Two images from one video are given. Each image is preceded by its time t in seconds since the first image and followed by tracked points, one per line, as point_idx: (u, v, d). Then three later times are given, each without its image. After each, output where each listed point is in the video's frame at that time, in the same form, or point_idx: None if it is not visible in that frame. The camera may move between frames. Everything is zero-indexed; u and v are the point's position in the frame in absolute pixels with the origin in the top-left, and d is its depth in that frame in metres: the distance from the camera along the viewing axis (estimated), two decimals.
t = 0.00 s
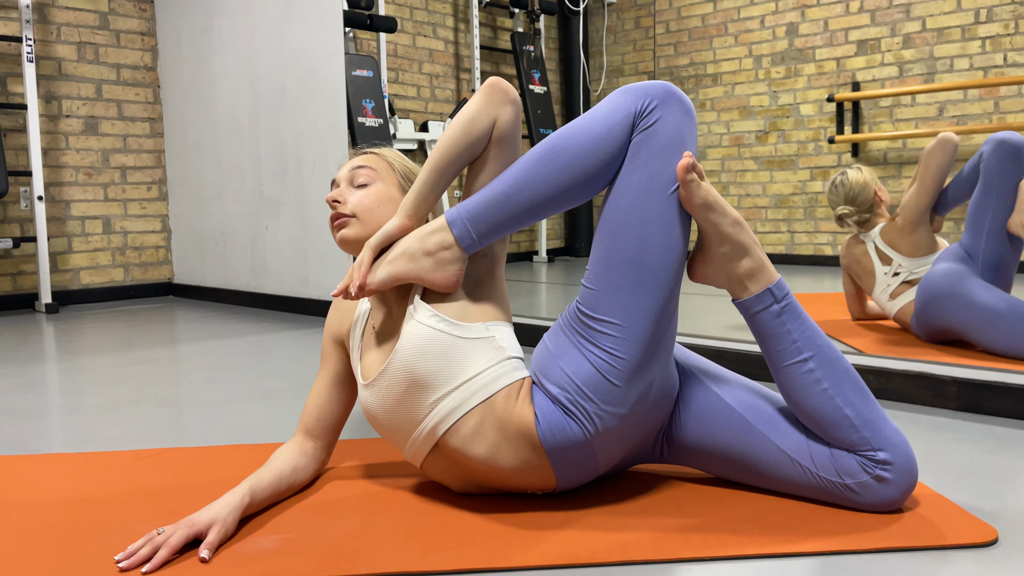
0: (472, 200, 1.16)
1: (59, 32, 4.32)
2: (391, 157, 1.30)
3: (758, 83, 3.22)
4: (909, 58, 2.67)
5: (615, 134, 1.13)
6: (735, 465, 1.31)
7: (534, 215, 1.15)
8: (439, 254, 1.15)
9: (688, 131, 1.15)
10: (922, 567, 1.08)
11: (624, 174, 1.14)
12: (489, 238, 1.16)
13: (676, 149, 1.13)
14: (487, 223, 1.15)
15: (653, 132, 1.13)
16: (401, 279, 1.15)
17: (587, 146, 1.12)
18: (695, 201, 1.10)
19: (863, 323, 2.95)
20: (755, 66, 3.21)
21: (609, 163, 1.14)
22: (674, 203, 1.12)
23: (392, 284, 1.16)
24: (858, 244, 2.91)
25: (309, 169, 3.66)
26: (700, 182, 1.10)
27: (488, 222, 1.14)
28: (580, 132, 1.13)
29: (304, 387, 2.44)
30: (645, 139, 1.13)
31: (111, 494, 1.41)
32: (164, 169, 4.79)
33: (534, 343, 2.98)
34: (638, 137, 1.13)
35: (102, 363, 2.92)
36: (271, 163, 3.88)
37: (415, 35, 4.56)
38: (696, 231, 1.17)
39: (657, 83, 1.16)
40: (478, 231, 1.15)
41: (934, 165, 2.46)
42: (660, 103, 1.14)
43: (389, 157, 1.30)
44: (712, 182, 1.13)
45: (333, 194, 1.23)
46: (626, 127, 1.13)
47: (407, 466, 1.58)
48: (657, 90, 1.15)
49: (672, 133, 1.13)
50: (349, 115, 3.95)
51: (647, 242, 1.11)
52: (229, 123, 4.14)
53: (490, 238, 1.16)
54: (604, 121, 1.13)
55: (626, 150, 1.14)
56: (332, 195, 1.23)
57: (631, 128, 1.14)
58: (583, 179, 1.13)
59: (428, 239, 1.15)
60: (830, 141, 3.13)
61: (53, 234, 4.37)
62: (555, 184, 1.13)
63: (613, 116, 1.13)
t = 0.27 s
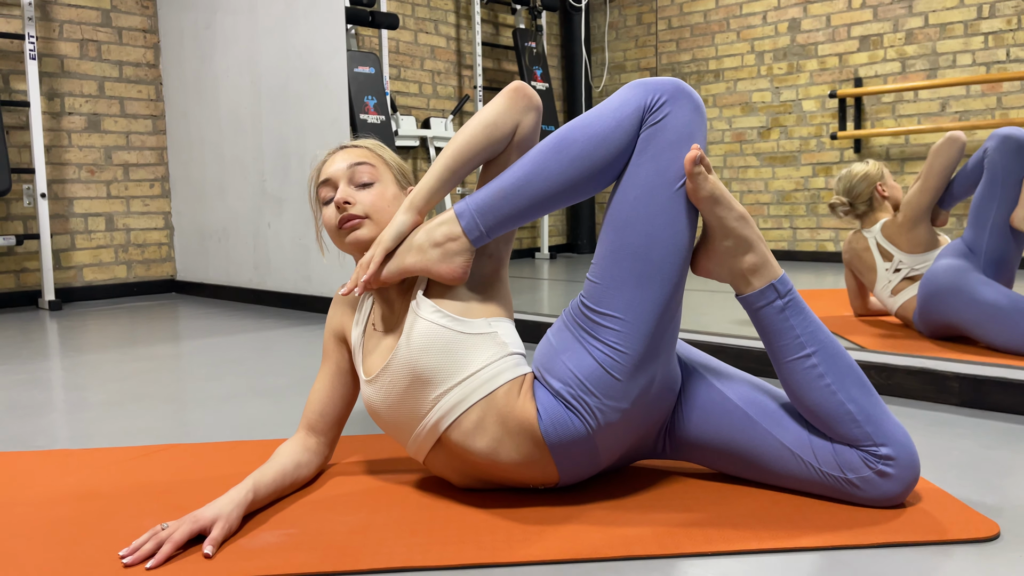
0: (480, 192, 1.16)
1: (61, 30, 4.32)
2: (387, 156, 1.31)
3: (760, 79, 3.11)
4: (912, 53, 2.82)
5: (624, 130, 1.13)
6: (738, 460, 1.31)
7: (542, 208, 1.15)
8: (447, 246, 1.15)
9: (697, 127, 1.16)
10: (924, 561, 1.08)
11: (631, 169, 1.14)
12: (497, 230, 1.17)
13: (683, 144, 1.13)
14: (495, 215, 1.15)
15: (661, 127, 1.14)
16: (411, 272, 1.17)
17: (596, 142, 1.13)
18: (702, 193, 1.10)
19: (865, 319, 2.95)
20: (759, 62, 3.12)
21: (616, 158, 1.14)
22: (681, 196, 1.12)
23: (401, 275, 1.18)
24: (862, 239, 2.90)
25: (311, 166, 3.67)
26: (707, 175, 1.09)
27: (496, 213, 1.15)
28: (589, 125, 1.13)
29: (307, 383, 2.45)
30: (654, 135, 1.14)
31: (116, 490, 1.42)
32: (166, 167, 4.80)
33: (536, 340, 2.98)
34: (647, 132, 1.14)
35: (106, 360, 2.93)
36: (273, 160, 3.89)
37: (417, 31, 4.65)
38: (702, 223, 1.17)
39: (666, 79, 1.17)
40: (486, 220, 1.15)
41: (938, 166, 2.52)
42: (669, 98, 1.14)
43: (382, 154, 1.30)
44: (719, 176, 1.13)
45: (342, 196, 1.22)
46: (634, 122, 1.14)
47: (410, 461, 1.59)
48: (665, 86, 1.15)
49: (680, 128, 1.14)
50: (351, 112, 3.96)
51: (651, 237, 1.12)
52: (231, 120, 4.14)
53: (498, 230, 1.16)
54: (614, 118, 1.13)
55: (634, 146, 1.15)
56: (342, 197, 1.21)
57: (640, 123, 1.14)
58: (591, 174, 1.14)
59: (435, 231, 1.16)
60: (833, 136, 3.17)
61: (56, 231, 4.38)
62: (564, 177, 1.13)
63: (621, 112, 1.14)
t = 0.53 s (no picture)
0: (490, 186, 1.16)
1: (62, 28, 4.33)
2: (369, 156, 1.29)
3: (761, 77, 3.12)
4: (912, 51, 2.96)
5: (631, 126, 1.13)
6: (738, 456, 1.31)
7: (551, 203, 1.15)
8: (454, 238, 1.16)
9: (703, 124, 1.16)
10: (924, 558, 1.08)
11: (639, 165, 1.14)
12: (506, 225, 1.16)
13: (688, 140, 1.13)
14: (505, 210, 1.15)
15: (669, 123, 1.14)
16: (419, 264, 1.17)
17: (605, 137, 1.13)
18: (705, 187, 1.09)
19: (867, 316, 2.95)
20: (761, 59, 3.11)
21: (625, 152, 1.14)
22: (684, 190, 1.12)
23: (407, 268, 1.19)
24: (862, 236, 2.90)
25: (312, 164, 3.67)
26: (711, 169, 1.09)
27: (506, 208, 1.14)
28: (598, 120, 1.13)
29: (309, 381, 2.46)
30: (661, 131, 1.14)
31: (117, 488, 1.42)
32: (167, 165, 4.80)
33: (537, 337, 2.99)
34: (654, 128, 1.14)
35: (108, 358, 2.93)
36: (275, 158, 3.89)
37: (417, 30, 4.62)
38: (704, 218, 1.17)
39: (675, 77, 1.16)
40: (495, 213, 1.15)
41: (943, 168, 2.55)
42: (678, 95, 1.14)
43: (364, 156, 1.28)
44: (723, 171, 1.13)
45: (343, 216, 1.18)
46: (641, 118, 1.13)
47: (411, 459, 1.59)
48: (673, 83, 1.15)
49: (687, 124, 1.14)
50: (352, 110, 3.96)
51: (655, 232, 1.12)
52: (232, 118, 4.15)
53: (506, 225, 1.16)
54: (623, 114, 1.13)
55: (642, 142, 1.15)
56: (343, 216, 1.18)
57: (647, 119, 1.14)
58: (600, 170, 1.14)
59: (444, 224, 1.17)
60: (834, 133, 3.14)
61: (57, 229, 4.39)
62: (573, 172, 1.13)
63: (630, 108, 1.13)
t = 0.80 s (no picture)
0: (487, 187, 1.19)
1: (61, 27, 4.32)
2: (362, 154, 1.28)
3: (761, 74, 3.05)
4: (913, 49, 2.65)
5: (627, 123, 1.14)
6: (737, 453, 1.31)
7: (549, 202, 1.17)
8: (455, 239, 1.18)
9: (701, 121, 1.16)
10: (923, 554, 1.08)
11: (635, 161, 1.14)
12: (505, 225, 1.19)
13: (686, 136, 1.13)
14: (503, 210, 1.17)
15: (665, 120, 1.14)
16: (421, 264, 1.18)
17: (601, 135, 1.13)
18: (701, 183, 1.10)
19: (867, 313, 3.08)
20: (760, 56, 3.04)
21: (621, 150, 1.15)
22: (680, 184, 1.12)
23: (407, 268, 1.19)
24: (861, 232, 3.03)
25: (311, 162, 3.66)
26: (707, 165, 1.09)
27: (505, 208, 1.17)
28: (595, 119, 1.14)
29: (309, 380, 2.46)
30: (657, 127, 1.14)
31: (118, 485, 1.43)
32: (167, 164, 4.80)
33: (537, 336, 2.99)
34: (651, 124, 1.14)
35: (107, 357, 2.93)
36: (275, 156, 3.88)
37: (417, 27, 4.80)
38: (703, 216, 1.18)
39: (672, 73, 1.17)
40: (493, 214, 1.18)
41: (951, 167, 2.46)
42: (674, 91, 1.14)
43: (357, 155, 1.27)
44: (720, 168, 1.13)
45: (352, 228, 1.19)
46: (637, 115, 1.14)
47: (411, 456, 1.59)
48: (671, 80, 1.15)
49: (685, 120, 1.14)
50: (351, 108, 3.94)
51: (652, 229, 1.12)
52: (232, 116, 4.14)
53: (506, 225, 1.19)
54: (620, 112, 1.14)
55: (639, 139, 1.15)
56: (352, 227, 1.18)
57: (644, 116, 1.14)
58: (597, 169, 1.15)
59: (444, 225, 1.19)
60: (834, 131, 2.97)
61: (57, 228, 4.39)
62: (570, 171, 1.14)
63: (625, 105, 1.14)
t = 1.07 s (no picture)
0: (489, 183, 1.18)
1: (59, 26, 4.32)
2: (380, 149, 1.27)
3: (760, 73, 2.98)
4: (912, 47, 2.65)
5: (628, 121, 1.14)
6: (735, 451, 1.31)
7: (550, 200, 1.16)
8: (456, 236, 1.17)
9: (701, 118, 1.16)
10: (921, 552, 1.09)
11: (637, 159, 1.14)
12: (506, 223, 1.18)
13: (687, 133, 1.13)
14: (504, 208, 1.17)
15: (666, 118, 1.14)
16: (421, 261, 1.18)
17: (602, 133, 1.13)
18: (700, 180, 1.10)
19: (866, 311, 3.18)
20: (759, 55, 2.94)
21: (623, 148, 1.15)
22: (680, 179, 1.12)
23: (409, 265, 1.19)
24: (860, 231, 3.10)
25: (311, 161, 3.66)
26: (708, 162, 1.09)
27: (506, 206, 1.16)
28: (596, 116, 1.14)
29: (308, 379, 2.46)
30: (658, 124, 1.14)
31: (116, 484, 1.43)
32: (166, 163, 4.80)
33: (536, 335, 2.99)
34: (654, 119, 1.14)
35: (106, 356, 2.94)
36: (274, 155, 3.88)
37: (416, 26, 4.79)
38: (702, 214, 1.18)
39: (673, 71, 1.17)
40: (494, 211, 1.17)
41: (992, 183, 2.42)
42: (675, 87, 1.15)
43: (375, 150, 1.26)
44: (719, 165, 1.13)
45: (355, 222, 1.19)
46: (638, 112, 1.14)
47: (410, 455, 1.59)
48: (672, 78, 1.16)
49: (685, 117, 1.14)
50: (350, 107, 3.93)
51: (652, 226, 1.12)
52: (231, 115, 4.14)
53: (506, 222, 1.18)
54: (621, 109, 1.14)
55: (638, 137, 1.15)
56: (354, 222, 1.19)
57: (643, 113, 1.14)
58: (599, 167, 1.15)
59: (445, 221, 1.18)
60: (834, 130, 2.90)
61: (56, 227, 4.39)
62: (571, 168, 1.14)
63: (626, 103, 1.14)
